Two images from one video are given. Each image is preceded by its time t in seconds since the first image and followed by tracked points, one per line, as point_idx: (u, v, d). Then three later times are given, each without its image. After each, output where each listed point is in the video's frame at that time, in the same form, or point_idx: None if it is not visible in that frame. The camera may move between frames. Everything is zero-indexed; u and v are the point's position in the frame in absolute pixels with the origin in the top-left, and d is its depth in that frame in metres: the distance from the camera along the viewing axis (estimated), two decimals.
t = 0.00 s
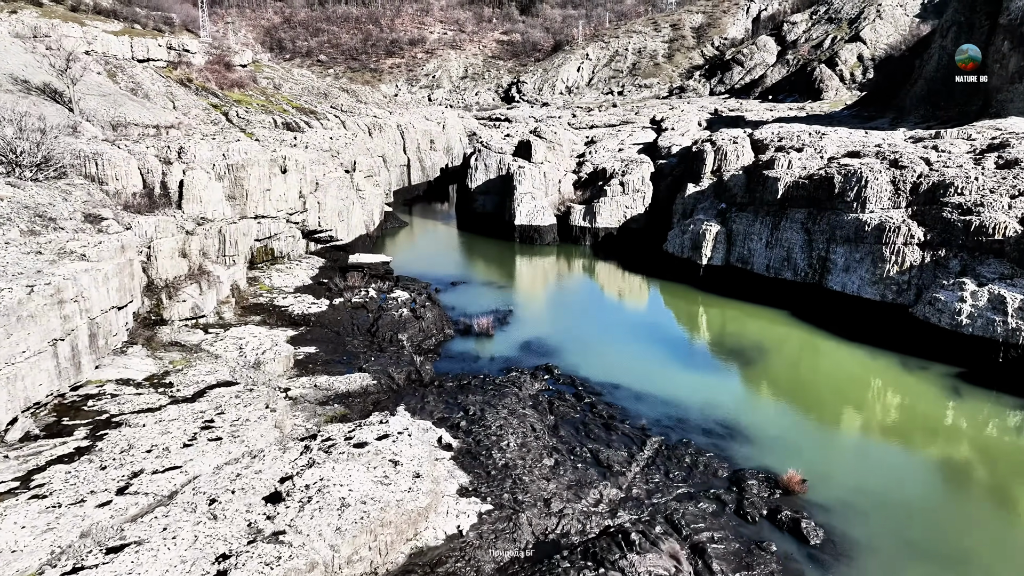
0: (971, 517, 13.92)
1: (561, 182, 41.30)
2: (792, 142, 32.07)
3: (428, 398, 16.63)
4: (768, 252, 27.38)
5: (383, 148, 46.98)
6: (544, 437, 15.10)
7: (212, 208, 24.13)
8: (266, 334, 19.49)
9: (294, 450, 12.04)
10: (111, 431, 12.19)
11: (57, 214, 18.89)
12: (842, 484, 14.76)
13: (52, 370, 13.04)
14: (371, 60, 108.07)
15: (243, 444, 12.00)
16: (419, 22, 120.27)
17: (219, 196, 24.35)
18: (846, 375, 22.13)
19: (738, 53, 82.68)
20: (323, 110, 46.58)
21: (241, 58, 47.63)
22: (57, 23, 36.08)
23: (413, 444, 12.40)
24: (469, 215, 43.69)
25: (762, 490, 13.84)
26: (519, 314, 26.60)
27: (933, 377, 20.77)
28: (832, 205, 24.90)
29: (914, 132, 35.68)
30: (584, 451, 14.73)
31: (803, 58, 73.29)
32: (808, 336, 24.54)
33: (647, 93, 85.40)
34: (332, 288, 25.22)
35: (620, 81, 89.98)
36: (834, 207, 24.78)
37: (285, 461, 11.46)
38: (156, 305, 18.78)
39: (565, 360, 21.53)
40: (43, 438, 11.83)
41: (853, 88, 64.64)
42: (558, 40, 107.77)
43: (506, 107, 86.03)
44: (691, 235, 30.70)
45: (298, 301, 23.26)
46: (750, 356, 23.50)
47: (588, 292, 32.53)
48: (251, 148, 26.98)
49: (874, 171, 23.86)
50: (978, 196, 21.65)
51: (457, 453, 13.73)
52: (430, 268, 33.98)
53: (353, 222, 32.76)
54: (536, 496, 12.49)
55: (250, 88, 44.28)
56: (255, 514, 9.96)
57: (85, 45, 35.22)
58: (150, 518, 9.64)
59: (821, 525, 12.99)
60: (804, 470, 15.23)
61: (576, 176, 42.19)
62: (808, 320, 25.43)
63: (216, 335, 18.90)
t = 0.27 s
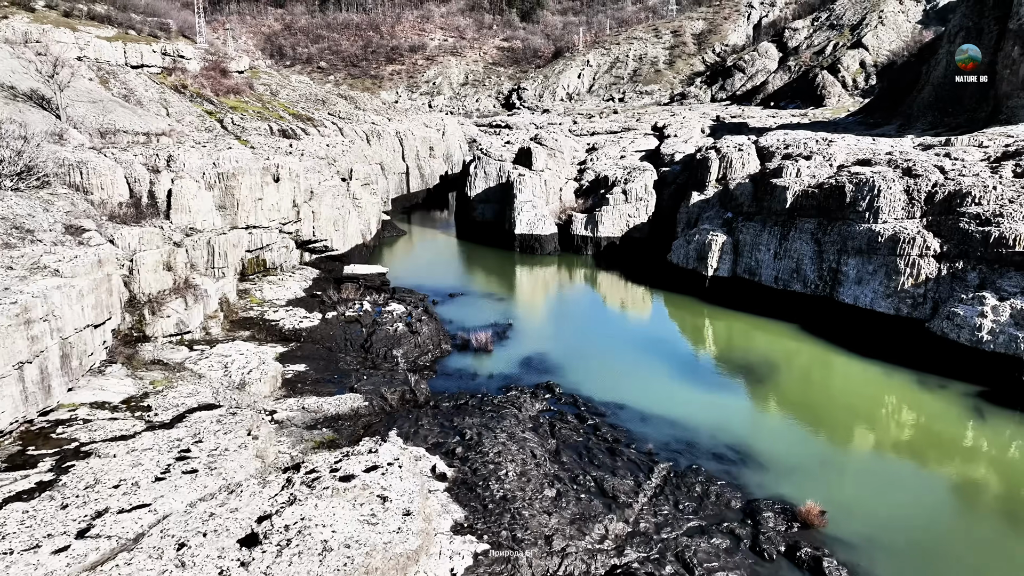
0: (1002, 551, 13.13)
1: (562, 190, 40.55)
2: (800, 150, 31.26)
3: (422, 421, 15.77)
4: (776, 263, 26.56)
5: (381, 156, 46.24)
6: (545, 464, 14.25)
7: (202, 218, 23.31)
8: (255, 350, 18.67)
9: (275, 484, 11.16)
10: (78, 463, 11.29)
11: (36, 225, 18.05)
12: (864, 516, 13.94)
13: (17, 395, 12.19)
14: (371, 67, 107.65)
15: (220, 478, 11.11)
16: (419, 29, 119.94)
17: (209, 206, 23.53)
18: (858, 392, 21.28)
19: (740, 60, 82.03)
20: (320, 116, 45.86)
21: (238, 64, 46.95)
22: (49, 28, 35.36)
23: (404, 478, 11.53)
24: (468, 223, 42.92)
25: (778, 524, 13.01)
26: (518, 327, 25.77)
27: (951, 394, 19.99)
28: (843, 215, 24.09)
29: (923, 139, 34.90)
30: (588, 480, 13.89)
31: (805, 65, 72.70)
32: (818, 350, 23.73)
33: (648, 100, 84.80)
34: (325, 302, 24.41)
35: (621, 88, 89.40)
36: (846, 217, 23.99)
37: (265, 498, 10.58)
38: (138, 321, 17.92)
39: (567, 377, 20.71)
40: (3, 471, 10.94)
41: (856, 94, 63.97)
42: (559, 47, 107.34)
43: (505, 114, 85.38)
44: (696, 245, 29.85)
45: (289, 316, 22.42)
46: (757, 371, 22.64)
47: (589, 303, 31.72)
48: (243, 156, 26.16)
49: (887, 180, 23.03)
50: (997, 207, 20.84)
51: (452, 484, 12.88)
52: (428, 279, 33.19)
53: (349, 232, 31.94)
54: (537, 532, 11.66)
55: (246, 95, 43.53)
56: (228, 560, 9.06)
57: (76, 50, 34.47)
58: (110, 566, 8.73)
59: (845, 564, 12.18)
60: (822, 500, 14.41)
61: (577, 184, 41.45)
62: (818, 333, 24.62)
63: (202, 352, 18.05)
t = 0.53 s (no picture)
0: None
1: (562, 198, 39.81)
2: (807, 157, 30.50)
3: (417, 444, 14.91)
4: (785, 274, 25.76)
5: (379, 164, 45.52)
6: (548, 493, 13.40)
7: (190, 227, 22.46)
8: (241, 368, 17.78)
9: (252, 523, 10.26)
10: (37, 497, 10.36)
11: (13, 236, 17.20)
12: (890, 549, 13.12)
13: None
14: (372, 74, 107.22)
15: (193, 515, 10.21)
16: (420, 37, 119.65)
17: (198, 215, 22.69)
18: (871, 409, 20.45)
19: (741, 67, 81.51)
20: (318, 124, 45.13)
21: (234, 71, 46.27)
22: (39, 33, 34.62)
23: (393, 514, 10.64)
24: (467, 232, 42.19)
25: (798, 559, 12.18)
26: (518, 341, 24.99)
27: (970, 411, 19.25)
28: (854, 225, 23.29)
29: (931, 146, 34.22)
30: (593, 509, 13.05)
31: (806, 72, 72.16)
32: (829, 364, 22.95)
33: (649, 107, 84.23)
34: (317, 315, 23.58)
35: (622, 95, 88.86)
36: (857, 227, 23.20)
37: (239, 539, 9.68)
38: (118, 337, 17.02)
39: (569, 394, 19.91)
40: None
41: (859, 102, 63.35)
42: (560, 54, 106.96)
43: (505, 122, 84.80)
44: (702, 256, 29.03)
45: (279, 330, 21.56)
46: (765, 387, 21.82)
47: (591, 314, 30.93)
48: (234, 164, 25.33)
49: (901, 189, 22.19)
50: (1017, 217, 20.05)
51: (447, 517, 12.01)
52: (426, 289, 32.44)
53: (344, 241, 31.13)
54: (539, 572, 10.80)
55: (242, 101, 42.81)
56: None
57: (67, 56, 33.74)
58: None
59: None
60: (844, 530, 13.60)
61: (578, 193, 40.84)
62: (828, 346, 23.85)
63: (185, 370, 17.17)
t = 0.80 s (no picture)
0: None
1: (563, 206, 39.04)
2: (816, 164, 29.72)
3: (410, 468, 14.07)
4: (794, 285, 24.97)
5: (377, 171, 44.81)
6: (549, 522, 12.56)
7: (177, 236, 21.62)
8: (226, 385, 16.93)
9: (224, 566, 9.42)
10: None
11: None
12: None
13: None
14: (372, 81, 106.86)
15: (160, 555, 9.42)
16: (420, 44, 119.36)
17: (185, 224, 21.86)
18: (886, 426, 19.65)
19: (742, 74, 80.84)
20: (315, 130, 44.43)
21: (231, 77, 45.55)
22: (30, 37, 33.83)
23: (380, 555, 9.80)
24: (467, 241, 41.42)
25: None
26: (518, 354, 24.18)
27: (992, 431, 18.45)
28: (867, 234, 22.47)
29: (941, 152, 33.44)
30: (597, 540, 12.24)
31: (808, 78, 71.55)
32: (842, 379, 22.12)
33: (650, 114, 83.64)
34: (309, 327, 22.74)
35: (623, 102, 88.34)
36: (870, 236, 22.42)
37: None
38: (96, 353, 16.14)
39: (572, 411, 19.08)
40: None
41: (862, 108, 62.66)
42: (561, 62, 106.57)
43: (505, 128, 84.21)
44: (707, 265, 28.16)
45: (269, 344, 20.70)
46: (775, 402, 21.00)
47: (593, 325, 30.10)
48: (223, 171, 24.44)
49: (915, 197, 21.34)
50: None
51: (440, 552, 11.18)
52: (423, 299, 31.66)
53: (339, 250, 30.29)
54: None
55: (238, 107, 42.11)
56: None
57: (58, 61, 33.05)
58: None
59: None
60: (867, 563, 12.78)
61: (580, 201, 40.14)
62: (841, 361, 23.03)
63: (166, 387, 16.29)
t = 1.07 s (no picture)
0: None
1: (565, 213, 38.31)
2: (825, 171, 28.99)
3: (403, 493, 13.22)
4: (805, 295, 24.17)
5: (376, 177, 44.06)
6: (552, 555, 11.72)
7: (165, 245, 20.77)
8: (210, 401, 16.05)
9: None
10: None
11: None
12: None
13: None
14: (373, 88, 106.49)
15: None
16: (422, 50, 119.02)
17: (173, 232, 21.03)
18: (902, 446, 18.90)
19: (744, 80, 80.11)
20: (312, 136, 43.70)
21: (228, 82, 44.89)
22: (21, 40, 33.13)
23: None
24: (467, 248, 40.64)
25: None
26: (519, 367, 23.36)
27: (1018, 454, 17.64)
28: (882, 243, 21.69)
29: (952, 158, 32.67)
30: None
31: (811, 85, 70.93)
32: (858, 396, 21.32)
33: (651, 120, 83.00)
34: (301, 339, 21.91)
35: (625, 108, 87.72)
36: (885, 244, 21.65)
37: None
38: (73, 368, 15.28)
39: (576, 429, 18.27)
40: None
41: (866, 115, 61.99)
42: (562, 68, 106.06)
43: (506, 135, 83.57)
44: (714, 275, 27.34)
45: (258, 357, 19.82)
46: (788, 419, 20.19)
47: (596, 335, 29.28)
48: (214, 176, 23.63)
49: (933, 204, 20.53)
50: None
51: None
52: (422, 308, 30.85)
53: (335, 258, 29.46)
54: None
55: (234, 113, 41.38)
56: None
57: (49, 65, 32.29)
58: None
59: None
60: None
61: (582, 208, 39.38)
62: (856, 377, 22.24)
63: (146, 404, 15.41)
